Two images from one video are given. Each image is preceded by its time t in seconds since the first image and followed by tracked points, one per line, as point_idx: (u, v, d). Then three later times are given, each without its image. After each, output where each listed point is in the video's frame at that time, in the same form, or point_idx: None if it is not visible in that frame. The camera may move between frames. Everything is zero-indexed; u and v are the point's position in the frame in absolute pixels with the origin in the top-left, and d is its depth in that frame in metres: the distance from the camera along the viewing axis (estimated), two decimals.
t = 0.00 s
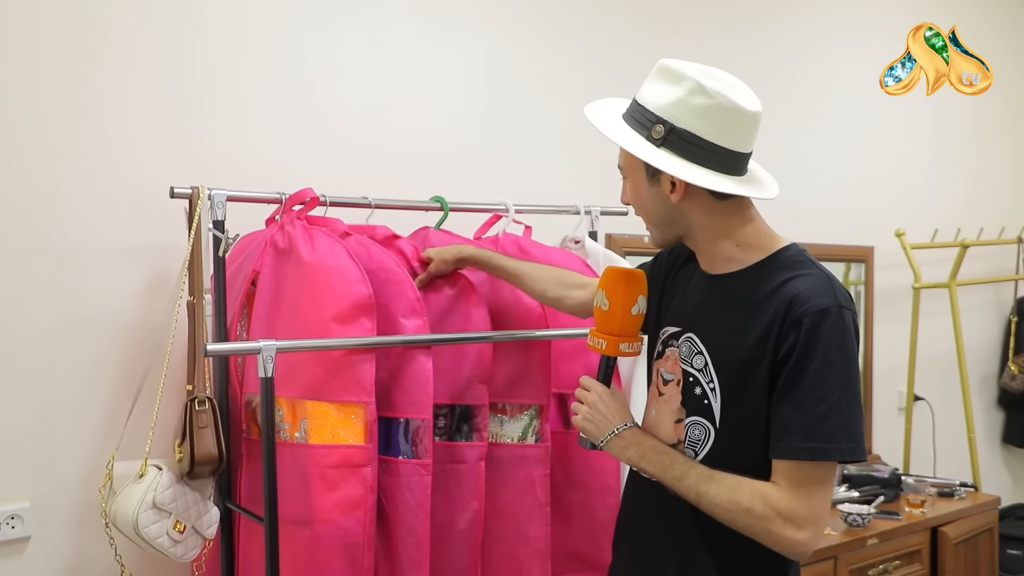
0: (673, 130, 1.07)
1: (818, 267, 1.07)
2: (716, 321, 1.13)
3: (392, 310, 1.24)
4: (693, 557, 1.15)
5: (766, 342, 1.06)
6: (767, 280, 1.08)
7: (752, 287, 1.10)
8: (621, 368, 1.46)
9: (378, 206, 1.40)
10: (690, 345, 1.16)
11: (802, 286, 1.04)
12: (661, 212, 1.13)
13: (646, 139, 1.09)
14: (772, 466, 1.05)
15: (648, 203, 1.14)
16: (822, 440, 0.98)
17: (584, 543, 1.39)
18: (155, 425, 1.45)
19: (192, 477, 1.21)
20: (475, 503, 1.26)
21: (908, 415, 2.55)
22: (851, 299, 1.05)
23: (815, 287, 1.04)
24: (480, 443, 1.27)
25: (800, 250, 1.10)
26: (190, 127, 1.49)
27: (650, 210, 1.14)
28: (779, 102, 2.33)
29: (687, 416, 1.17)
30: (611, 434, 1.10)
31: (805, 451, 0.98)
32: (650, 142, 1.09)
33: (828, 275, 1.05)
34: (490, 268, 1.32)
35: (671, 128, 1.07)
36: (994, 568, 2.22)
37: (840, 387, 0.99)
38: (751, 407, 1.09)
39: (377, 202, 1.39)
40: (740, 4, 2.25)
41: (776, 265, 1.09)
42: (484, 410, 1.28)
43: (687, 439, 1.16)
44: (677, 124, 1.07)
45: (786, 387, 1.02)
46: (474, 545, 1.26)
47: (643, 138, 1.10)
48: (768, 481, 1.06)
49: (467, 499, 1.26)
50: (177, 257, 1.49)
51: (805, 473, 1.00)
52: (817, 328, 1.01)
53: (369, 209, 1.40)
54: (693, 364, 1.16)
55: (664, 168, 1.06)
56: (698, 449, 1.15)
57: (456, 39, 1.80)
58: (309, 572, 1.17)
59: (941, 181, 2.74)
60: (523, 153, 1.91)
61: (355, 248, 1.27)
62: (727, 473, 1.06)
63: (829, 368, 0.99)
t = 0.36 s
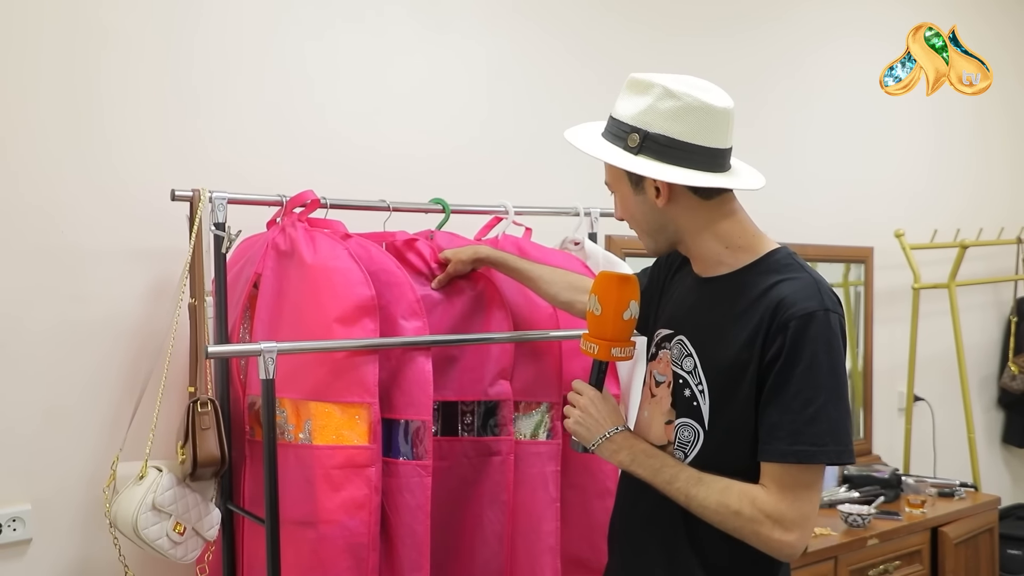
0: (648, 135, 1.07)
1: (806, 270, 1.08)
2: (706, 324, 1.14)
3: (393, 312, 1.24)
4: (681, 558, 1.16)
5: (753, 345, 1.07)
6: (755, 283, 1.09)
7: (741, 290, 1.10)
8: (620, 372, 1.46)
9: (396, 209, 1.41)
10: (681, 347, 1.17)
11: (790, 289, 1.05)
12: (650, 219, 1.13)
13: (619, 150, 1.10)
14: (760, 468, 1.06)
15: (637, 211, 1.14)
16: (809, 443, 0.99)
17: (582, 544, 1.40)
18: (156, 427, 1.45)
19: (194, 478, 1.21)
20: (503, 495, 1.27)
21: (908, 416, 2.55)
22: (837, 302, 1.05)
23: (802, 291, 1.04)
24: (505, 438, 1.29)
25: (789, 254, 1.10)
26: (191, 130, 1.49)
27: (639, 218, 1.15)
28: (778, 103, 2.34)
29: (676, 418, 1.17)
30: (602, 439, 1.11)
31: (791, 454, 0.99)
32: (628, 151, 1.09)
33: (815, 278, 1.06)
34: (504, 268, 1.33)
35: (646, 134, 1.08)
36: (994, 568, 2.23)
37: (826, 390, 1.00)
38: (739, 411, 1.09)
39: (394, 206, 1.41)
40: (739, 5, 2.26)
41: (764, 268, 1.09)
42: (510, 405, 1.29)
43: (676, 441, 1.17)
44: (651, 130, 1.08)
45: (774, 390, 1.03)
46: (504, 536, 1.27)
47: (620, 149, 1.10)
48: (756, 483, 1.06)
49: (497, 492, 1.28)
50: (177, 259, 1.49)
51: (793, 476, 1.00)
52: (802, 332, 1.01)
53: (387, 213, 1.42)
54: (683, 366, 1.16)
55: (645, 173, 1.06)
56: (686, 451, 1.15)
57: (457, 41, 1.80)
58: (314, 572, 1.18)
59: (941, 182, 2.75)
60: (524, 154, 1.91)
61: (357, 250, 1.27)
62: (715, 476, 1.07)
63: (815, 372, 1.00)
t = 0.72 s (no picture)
0: (646, 135, 1.08)
1: (803, 268, 1.07)
2: (705, 325, 1.14)
3: (393, 312, 1.24)
4: (683, 558, 1.16)
5: (750, 345, 1.07)
6: (752, 283, 1.09)
7: (738, 290, 1.10)
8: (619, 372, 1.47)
9: (395, 208, 1.41)
10: (681, 347, 1.17)
11: (785, 288, 1.05)
12: (650, 216, 1.14)
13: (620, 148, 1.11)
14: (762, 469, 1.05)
15: (636, 208, 1.15)
16: (805, 443, 0.98)
17: (586, 542, 1.40)
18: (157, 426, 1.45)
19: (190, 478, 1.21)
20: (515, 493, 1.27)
21: (909, 416, 2.55)
22: (834, 300, 1.04)
23: (797, 290, 1.04)
24: (514, 437, 1.29)
25: (788, 252, 1.10)
26: (191, 130, 1.50)
27: (639, 215, 1.15)
28: (779, 103, 2.34)
29: (678, 419, 1.17)
30: (604, 442, 1.11)
31: (788, 455, 0.99)
32: (627, 150, 1.10)
33: (812, 277, 1.05)
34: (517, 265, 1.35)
35: (644, 133, 1.08)
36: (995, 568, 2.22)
37: (822, 389, 0.99)
38: (737, 411, 1.09)
39: (394, 206, 1.41)
40: (740, 5, 2.25)
41: (760, 267, 1.09)
42: (518, 405, 1.30)
43: (678, 442, 1.17)
44: (650, 129, 1.07)
45: (771, 390, 1.03)
46: (517, 534, 1.28)
47: (620, 147, 1.11)
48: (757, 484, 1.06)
49: (508, 490, 1.28)
50: (178, 259, 1.49)
51: (792, 479, 1.00)
52: (797, 331, 1.01)
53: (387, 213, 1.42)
54: (683, 366, 1.16)
55: (639, 174, 1.06)
56: (688, 452, 1.16)
57: (457, 41, 1.81)
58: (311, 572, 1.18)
59: (942, 182, 2.74)
60: (524, 154, 1.91)
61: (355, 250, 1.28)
62: (718, 477, 1.07)
63: (810, 371, 0.99)
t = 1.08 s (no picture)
0: (683, 123, 1.07)
1: (820, 269, 1.07)
2: (718, 325, 1.14)
3: (397, 312, 1.24)
4: (697, 557, 1.16)
5: (765, 345, 1.07)
6: (766, 283, 1.09)
7: (754, 290, 1.10)
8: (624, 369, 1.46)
9: (400, 208, 1.41)
10: (694, 347, 1.18)
11: (802, 289, 1.05)
12: (667, 204, 1.13)
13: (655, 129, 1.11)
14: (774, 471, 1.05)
15: (655, 192, 1.14)
16: (821, 445, 0.98)
17: (589, 542, 1.39)
18: (161, 426, 1.45)
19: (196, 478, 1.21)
20: (518, 496, 1.27)
21: (913, 417, 2.54)
22: (851, 302, 1.04)
23: (814, 291, 1.04)
24: (516, 440, 1.28)
25: (804, 251, 1.10)
26: (193, 130, 1.50)
27: (656, 201, 1.14)
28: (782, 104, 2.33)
29: (689, 419, 1.18)
30: (613, 438, 1.10)
31: (803, 457, 0.99)
32: (660, 133, 1.10)
33: (829, 277, 1.05)
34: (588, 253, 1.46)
35: (682, 120, 1.07)
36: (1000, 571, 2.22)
37: (838, 391, 0.99)
38: (750, 411, 1.09)
39: (399, 206, 1.41)
40: (742, 5, 2.25)
41: (775, 268, 1.09)
42: (519, 408, 1.29)
43: (690, 443, 1.18)
44: (687, 118, 1.07)
45: (786, 390, 1.03)
46: (518, 538, 1.27)
47: (653, 129, 1.11)
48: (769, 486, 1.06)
49: (509, 493, 1.27)
50: (182, 259, 1.50)
51: (805, 480, 1.00)
52: (814, 331, 1.01)
53: (391, 212, 1.42)
54: (696, 366, 1.17)
55: (666, 160, 1.06)
56: (700, 453, 1.16)
57: (459, 42, 1.80)
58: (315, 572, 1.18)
59: (945, 183, 2.74)
60: (527, 155, 1.91)
61: (360, 250, 1.28)
62: (729, 477, 1.07)
63: (827, 372, 0.99)
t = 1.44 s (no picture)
0: (715, 117, 1.09)
1: (844, 270, 1.08)
2: (742, 327, 1.15)
3: (399, 312, 1.23)
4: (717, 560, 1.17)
5: (792, 347, 1.08)
6: (792, 285, 1.10)
7: (779, 293, 1.11)
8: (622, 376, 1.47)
9: (401, 208, 1.40)
10: (716, 350, 1.19)
11: (828, 291, 1.06)
12: (690, 200, 1.16)
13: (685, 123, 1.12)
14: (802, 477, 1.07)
15: (678, 188, 1.16)
16: (852, 448, 0.99)
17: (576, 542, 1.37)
18: (161, 425, 1.44)
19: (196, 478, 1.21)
20: (513, 504, 1.26)
21: (914, 420, 2.54)
22: (877, 303, 1.06)
23: (841, 292, 1.05)
24: (512, 446, 1.27)
25: (827, 252, 1.11)
26: (193, 127, 1.49)
27: (679, 197, 1.17)
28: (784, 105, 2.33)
29: (714, 423, 1.19)
30: (631, 448, 1.11)
31: (834, 460, 1.00)
32: (691, 127, 1.11)
33: (854, 279, 1.07)
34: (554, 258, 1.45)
35: (714, 113, 1.09)
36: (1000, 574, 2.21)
37: (867, 393, 1.00)
38: (773, 414, 1.10)
39: (400, 206, 1.40)
40: (745, 5, 2.24)
41: (801, 268, 1.10)
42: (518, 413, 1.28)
43: (713, 448, 1.19)
44: (720, 112, 1.09)
45: (815, 393, 1.04)
46: (514, 545, 1.26)
47: (684, 122, 1.12)
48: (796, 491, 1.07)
49: (505, 500, 1.26)
50: (184, 258, 1.49)
51: (836, 485, 1.01)
52: (843, 333, 1.02)
53: (393, 212, 1.41)
54: (718, 370, 1.18)
55: (702, 154, 1.08)
56: (723, 459, 1.17)
57: (461, 41, 1.79)
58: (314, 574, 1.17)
59: (947, 185, 2.73)
60: (528, 154, 1.90)
61: (362, 250, 1.27)
62: (754, 484, 1.08)
63: (857, 374, 1.00)
